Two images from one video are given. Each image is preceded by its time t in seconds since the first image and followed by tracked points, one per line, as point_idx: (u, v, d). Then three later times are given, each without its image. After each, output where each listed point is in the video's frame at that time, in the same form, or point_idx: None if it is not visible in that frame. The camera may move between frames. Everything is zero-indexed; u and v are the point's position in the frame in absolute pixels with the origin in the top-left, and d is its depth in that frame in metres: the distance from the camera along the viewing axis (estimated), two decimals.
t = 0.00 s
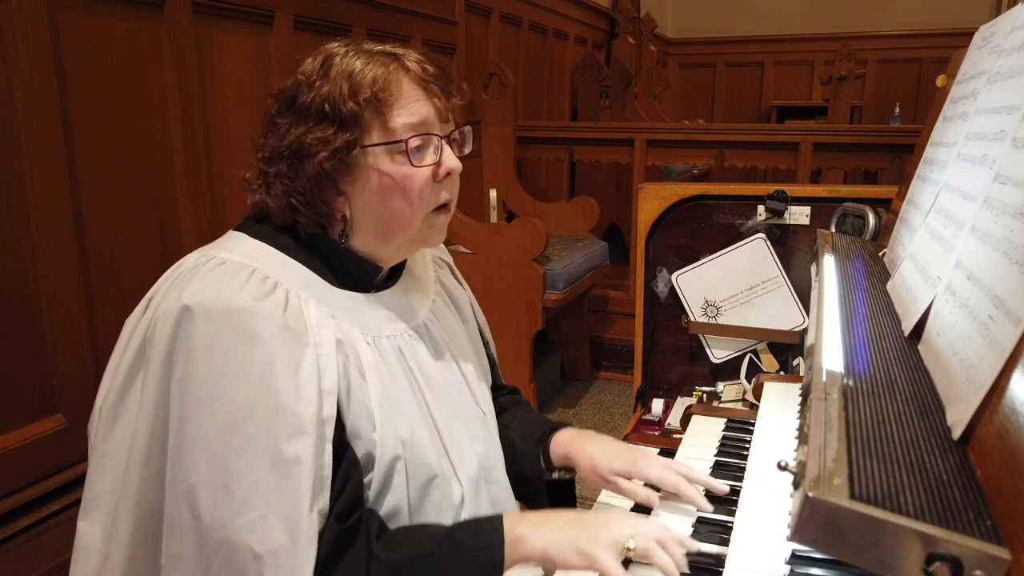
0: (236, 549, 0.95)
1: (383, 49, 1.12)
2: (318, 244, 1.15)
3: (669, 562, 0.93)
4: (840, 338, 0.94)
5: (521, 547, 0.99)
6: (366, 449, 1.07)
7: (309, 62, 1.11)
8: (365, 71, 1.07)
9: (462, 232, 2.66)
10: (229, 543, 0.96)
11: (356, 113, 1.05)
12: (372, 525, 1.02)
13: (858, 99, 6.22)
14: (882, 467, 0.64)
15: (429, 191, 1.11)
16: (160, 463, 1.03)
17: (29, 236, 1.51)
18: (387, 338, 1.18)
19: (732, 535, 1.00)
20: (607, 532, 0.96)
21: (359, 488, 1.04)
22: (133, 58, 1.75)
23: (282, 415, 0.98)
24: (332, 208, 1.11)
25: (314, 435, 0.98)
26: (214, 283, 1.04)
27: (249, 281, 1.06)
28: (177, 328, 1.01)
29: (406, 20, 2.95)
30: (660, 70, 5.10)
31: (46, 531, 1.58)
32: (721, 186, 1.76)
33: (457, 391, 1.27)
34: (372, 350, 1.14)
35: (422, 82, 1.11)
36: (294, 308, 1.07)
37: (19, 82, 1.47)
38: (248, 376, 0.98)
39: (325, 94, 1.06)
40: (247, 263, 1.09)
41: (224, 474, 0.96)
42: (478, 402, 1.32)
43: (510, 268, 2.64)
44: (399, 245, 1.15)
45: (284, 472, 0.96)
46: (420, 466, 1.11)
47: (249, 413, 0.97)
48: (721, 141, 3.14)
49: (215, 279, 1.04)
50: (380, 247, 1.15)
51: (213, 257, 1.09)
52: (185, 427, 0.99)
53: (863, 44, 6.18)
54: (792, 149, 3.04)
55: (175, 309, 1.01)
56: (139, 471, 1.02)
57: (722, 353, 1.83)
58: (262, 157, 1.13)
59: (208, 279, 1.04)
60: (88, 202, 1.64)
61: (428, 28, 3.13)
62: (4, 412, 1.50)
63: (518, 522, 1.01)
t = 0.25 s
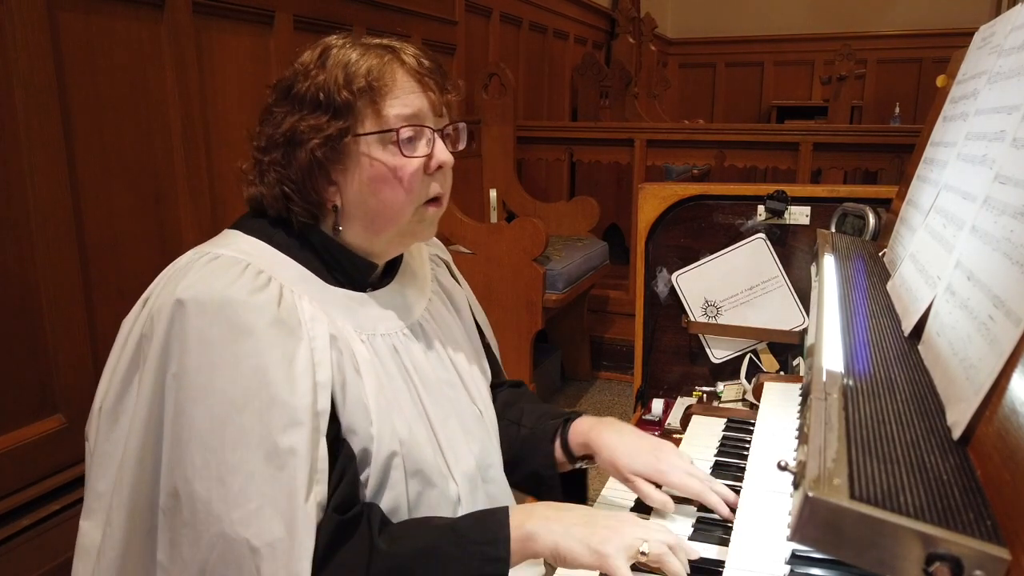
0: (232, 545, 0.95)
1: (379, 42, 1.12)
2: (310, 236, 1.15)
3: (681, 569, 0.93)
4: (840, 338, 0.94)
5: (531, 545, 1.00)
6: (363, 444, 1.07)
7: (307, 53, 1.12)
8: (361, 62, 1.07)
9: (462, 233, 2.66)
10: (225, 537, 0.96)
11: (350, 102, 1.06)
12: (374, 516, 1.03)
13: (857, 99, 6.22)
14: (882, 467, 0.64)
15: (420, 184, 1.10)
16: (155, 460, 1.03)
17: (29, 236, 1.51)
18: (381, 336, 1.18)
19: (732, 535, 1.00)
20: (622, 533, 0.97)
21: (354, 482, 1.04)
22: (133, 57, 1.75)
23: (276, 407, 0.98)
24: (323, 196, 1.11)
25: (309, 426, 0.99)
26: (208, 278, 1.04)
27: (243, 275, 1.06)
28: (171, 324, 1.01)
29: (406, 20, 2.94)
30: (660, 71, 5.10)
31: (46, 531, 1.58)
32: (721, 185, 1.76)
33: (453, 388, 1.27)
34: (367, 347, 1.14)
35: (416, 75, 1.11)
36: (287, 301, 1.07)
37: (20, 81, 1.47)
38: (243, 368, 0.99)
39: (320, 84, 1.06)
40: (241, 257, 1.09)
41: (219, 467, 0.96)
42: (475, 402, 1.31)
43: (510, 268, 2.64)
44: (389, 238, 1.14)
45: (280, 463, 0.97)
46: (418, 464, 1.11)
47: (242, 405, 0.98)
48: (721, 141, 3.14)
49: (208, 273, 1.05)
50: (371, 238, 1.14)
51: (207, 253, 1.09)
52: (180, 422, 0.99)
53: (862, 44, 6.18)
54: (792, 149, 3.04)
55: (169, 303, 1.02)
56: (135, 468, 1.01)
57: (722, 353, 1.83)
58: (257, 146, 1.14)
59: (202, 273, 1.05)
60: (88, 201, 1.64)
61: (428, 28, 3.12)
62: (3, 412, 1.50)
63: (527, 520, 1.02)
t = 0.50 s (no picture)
0: (226, 551, 0.96)
1: (364, 36, 1.13)
2: (296, 236, 1.15)
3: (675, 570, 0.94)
4: (840, 338, 0.94)
5: (525, 554, 0.99)
6: (357, 448, 1.08)
7: (292, 49, 1.12)
8: (345, 55, 1.08)
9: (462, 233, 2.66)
10: (221, 546, 0.96)
11: (335, 93, 1.06)
12: (371, 526, 1.04)
13: (857, 99, 6.22)
14: (882, 467, 0.64)
15: (406, 175, 1.10)
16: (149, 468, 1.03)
17: (29, 237, 1.51)
18: (377, 338, 1.18)
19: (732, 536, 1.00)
20: (612, 537, 0.97)
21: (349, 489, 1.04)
22: (132, 59, 1.75)
23: (268, 415, 0.98)
24: (309, 189, 1.11)
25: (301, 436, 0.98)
26: (198, 286, 1.03)
27: (232, 281, 1.05)
28: (162, 332, 1.01)
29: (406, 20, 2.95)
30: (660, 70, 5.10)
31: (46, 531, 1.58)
32: (721, 186, 1.76)
33: (450, 391, 1.27)
34: (361, 349, 1.14)
35: (400, 67, 1.12)
36: (278, 308, 1.06)
37: (20, 82, 1.47)
38: (234, 377, 0.99)
39: (304, 76, 1.07)
40: (231, 264, 1.08)
41: (212, 476, 0.97)
42: (472, 403, 1.31)
43: (510, 268, 2.64)
44: (376, 232, 1.14)
45: (272, 474, 0.96)
46: (413, 464, 1.13)
47: (234, 413, 0.98)
48: (722, 141, 3.14)
49: (199, 281, 1.04)
50: (358, 233, 1.13)
51: (197, 260, 1.08)
52: (172, 430, 0.99)
53: (863, 44, 6.18)
54: (792, 149, 3.05)
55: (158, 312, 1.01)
56: (129, 477, 1.02)
57: (722, 353, 1.83)
58: (243, 141, 1.14)
59: (192, 281, 1.04)
60: (88, 202, 1.64)
61: (428, 28, 3.12)
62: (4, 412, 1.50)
63: (520, 528, 1.01)
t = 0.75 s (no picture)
0: (225, 553, 0.96)
1: (334, 29, 1.14)
2: (282, 237, 1.15)
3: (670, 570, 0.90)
4: (840, 338, 0.94)
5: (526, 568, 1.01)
6: (351, 445, 1.08)
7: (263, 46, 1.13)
8: (317, 48, 1.09)
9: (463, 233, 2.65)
10: (219, 548, 0.96)
11: (309, 87, 1.08)
12: (377, 529, 1.05)
13: (857, 99, 6.23)
14: (882, 467, 0.64)
15: (383, 165, 1.12)
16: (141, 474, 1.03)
17: (29, 237, 1.51)
18: (367, 335, 1.19)
19: (732, 535, 0.99)
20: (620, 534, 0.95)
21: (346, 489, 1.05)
22: (132, 58, 1.75)
23: (259, 418, 0.98)
24: (287, 185, 1.12)
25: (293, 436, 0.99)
26: (186, 289, 1.03)
27: (219, 282, 1.05)
28: (150, 337, 1.01)
29: (406, 20, 2.95)
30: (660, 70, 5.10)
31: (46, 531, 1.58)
32: (721, 185, 1.76)
33: (440, 384, 1.28)
34: (349, 344, 1.15)
35: (371, 57, 1.14)
36: (265, 307, 1.06)
37: (20, 81, 1.47)
38: (225, 379, 0.99)
39: (276, 72, 1.08)
40: (217, 266, 1.08)
41: (208, 480, 0.97)
42: (465, 397, 1.32)
43: (511, 268, 2.64)
44: (356, 224, 1.15)
45: (267, 474, 0.97)
46: (406, 459, 1.14)
47: (227, 417, 0.98)
48: (722, 141, 3.14)
49: (186, 284, 1.04)
50: (340, 227, 1.14)
51: (183, 264, 1.08)
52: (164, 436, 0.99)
53: (863, 44, 6.18)
54: (792, 149, 3.05)
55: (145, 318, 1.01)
56: (122, 485, 1.02)
57: (722, 353, 1.83)
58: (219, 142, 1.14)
59: (180, 284, 1.04)
60: (88, 202, 1.64)
61: (428, 28, 3.12)
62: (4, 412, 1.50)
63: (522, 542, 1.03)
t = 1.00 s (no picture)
0: (229, 553, 0.96)
1: (314, 26, 1.16)
2: (276, 238, 1.15)
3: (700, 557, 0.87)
4: (840, 338, 0.94)
5: (559, 538, 0.96)
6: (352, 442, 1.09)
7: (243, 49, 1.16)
8: (294, 45, 1.12)
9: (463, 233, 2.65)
10: (224, 548, 0.96)
11: (288, 84, 1.10)
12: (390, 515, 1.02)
13: (858, 99, 6.23)
14: (882, 467, 0.64)
15: (370, 158, 1.13)
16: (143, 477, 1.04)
17: (29, 236, 1.51)
18: (364, 334, 1.19)
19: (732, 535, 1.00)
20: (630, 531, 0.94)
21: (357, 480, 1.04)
22: (132, 58, 1.75)
23: (259, 418, 0.98)
24: (275, 186, 1.14)
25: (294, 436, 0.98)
26: (182, 291, 1.03)
27: (214, 284, 1.06)
28: (147, 340, 1.01)
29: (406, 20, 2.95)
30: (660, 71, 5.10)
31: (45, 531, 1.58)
32: (721, 185, 1.76)
33: (438, 383, 1.28)
34: (348, 344, 1.15)
35: (351, 51, 1.16)
36: (261, 308, 1.06)
37: (20, 81, 1.47)
38: (223, 381, 0.99)
39: (256, 72, 1.10)
40: (210, 270, 1.08)
41: (210, 480, 0.97)
42: (463, 396, 1.32)
43: (511, 268, 2.64)
44: (348, 220, 1.16)
45: (269, 472, 0.96)
46: (404, 457, 1.15)
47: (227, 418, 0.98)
48: (722, 141, 3.14)
49: (181, 287, 1.04)
50: (330, 225, 1.15)
51: (176, 267, 1.09)
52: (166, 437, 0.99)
53: (863, 44, 6.19)
54: (792, 149, 3.05)
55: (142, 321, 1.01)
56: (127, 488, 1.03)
57: (722, 353, 1.82)
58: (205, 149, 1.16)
59: (175, 287, 1.04)
60: (88, 202, 1.65)
61: (428, 28, 3.12)
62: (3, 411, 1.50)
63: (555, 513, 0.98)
